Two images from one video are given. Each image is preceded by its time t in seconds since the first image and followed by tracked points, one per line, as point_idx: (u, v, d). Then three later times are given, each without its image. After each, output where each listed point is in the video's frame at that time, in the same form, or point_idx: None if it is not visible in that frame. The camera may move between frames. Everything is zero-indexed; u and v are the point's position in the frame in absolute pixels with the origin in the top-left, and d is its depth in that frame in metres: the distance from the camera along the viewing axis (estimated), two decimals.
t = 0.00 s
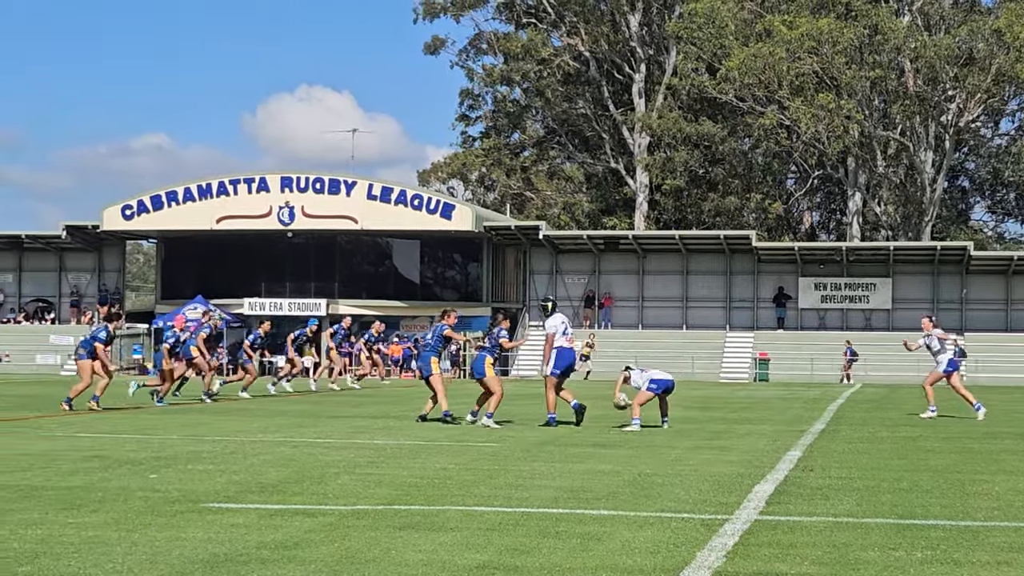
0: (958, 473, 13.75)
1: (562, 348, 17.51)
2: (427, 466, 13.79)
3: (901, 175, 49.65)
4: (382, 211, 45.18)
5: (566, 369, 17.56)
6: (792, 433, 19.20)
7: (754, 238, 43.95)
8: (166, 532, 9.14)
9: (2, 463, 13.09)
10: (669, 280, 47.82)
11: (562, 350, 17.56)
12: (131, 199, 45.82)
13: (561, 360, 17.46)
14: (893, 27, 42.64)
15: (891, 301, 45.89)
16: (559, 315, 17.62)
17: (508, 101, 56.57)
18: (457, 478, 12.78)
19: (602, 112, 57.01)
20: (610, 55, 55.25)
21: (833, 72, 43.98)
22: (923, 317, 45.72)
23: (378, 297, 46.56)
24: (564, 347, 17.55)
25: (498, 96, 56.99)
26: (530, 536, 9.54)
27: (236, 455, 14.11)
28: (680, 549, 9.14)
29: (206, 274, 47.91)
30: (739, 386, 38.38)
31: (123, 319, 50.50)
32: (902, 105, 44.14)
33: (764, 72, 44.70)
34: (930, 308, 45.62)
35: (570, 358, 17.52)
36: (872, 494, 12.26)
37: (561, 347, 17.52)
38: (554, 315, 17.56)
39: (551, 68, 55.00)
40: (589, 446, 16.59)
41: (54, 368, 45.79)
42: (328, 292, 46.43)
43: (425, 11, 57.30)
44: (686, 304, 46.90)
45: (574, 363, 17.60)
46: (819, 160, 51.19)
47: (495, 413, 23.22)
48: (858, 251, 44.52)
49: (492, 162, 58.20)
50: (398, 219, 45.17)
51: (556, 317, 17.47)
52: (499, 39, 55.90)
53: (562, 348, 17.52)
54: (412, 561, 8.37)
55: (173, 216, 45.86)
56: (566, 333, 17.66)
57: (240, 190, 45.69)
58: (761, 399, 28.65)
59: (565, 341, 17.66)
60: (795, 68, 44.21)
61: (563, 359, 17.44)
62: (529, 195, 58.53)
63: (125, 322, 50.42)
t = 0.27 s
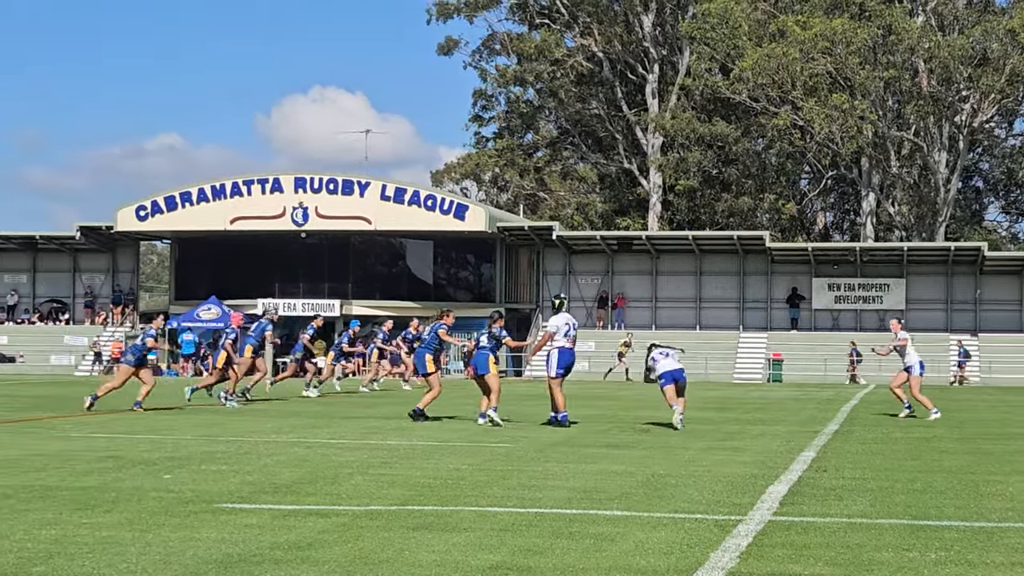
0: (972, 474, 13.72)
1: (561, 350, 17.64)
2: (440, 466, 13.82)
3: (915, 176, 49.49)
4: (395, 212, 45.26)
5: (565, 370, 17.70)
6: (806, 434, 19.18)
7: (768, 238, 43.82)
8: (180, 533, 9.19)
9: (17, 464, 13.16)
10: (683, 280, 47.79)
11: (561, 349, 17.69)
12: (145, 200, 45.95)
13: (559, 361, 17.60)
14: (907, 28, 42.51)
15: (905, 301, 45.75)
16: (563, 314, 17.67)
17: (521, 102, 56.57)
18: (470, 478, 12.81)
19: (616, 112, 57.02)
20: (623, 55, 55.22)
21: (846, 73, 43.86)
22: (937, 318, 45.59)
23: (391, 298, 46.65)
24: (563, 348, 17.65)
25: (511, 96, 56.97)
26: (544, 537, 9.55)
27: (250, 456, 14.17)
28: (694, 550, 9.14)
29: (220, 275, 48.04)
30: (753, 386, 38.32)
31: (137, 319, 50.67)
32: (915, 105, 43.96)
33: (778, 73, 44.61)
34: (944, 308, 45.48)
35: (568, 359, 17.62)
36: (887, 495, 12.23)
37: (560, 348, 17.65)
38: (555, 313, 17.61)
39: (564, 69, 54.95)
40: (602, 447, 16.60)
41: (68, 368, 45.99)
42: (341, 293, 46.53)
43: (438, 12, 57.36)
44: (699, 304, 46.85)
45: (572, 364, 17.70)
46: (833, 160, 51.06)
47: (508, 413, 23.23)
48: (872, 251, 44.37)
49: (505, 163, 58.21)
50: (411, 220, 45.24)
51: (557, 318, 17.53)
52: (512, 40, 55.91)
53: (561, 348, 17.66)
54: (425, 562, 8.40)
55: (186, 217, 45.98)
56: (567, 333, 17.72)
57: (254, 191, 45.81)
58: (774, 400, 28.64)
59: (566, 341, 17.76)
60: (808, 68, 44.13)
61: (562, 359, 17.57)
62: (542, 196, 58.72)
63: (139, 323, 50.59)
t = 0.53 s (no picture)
0: (984, 475, 13.69)
1: (564, 350, 17.71)
2: (452, 467, 13.85)
3: (927, 176, 49.36)
4: (407, 213, 45.33)
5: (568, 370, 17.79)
6: (818, 435, 19.14)
7: (780, 238, 43.68)
8: (192, 533, 9.24)
9: (30, 465, 13.24)
10: (695, 281, 47.76)
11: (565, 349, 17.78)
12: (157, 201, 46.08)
13: (561, 361, 17.70)
14: (919, 28, 42.42)
15: (918, 302, 45.63)
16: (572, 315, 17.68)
17: (533, 102, 56.59)
18: (482, 479, 12.84)
19: (627, 113, 57.03)
20: (635, 56, 55.20)
21: (859, 73, 43.79)
22: (949, 318, 45.49)
23: (403, 298, 46.73)
24: (566, 349, 17.70)
25: (523, 97, 56.99)
26: (556, 538, 9.57)
27: (262, 456, 14.22)
28: (706, 551, 9.14)
29: (232, 276, 48.16)
30: (765, 386, 38.28)
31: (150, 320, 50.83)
32: (927, 106, 43.80)
33: (790, 73, 44.57)
34: (956, 308, 45.38)
35: (570, 360, 17.67)
36: (899, 496, 12.22)
37: (563, 348, 17.71)
38: (563, 313, 17.66)
39: (576, 69, 54.97)
40: (614, 448, 16.60)
41: (81, 369, 46.17)
42: (353, 294, 46.62)
43: (450, 13, 57.43)
44: (711, 305, 46.80)
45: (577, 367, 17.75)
46: (845, 161, 50.97)
47: (520, 414, 23.25)
48: (884, 252, 44.24)
49: (517, 163, 58.26)
50: (423, 221, 45.30)
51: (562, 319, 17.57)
52: (524, 41, 55.94)
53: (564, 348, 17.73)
54: (437, 562, 8.43)
55: (198, 218, 46.10)
56: (573, 335, 17.74)
57: (266, 192, 45.92)
58: (786, 400, 28.64)
59: (573, 342, 17.81)
60: (820, 69, 44.08)
61: (563, 360, 17.66)
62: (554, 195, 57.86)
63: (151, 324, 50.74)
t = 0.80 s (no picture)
0: (995, 476, 13.64)
1: (570, 350, 17.77)
2: (462, 468, 13.85)
3: (938, 176, 49.22)
4: (417, 214, 45.37)
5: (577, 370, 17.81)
6: (828, 435, 19.10)
7: (790, 238, 43.59)
8: (202, 534, 9.28)
9: (42, 465, 13.31)
10: (705, 282, 47.69)
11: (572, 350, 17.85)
12: (167, 202, 46.16)
13: (568, 361, 17.75)
14: (930, 28, 42.32)
15: (928, 302, 45.55)
16: (575, 316, 17.78)
17: (543, 103, 56.58)
18: (492, 480, 12.84)
19: (637, 113, 57.04)
20: (645, 56, 55.18)
21: (869, 73, 43.71)
22: (960, 318, 45.39)
23: (413, 299, 47.00)
24: (570, 348, 17.74)
25: (533, 98, 57.00)
26: (565, 539, 9.58)
27: (272, 457, 14.25)
28: (716, 552, 9.13)
29: (242, 277, 48.29)
30: (776, 387, 38.24)
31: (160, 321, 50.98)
32: (937, 106, 43.66)
33: (800, 74, 44.52)
34: (967, 309, 45.29)
35: (575, 360, 17.69)
36: (909, 497, 12.19)
37: (567, 349, 17.75)
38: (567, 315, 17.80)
39: (586, 70, 55.00)
40: (625, 449, 16.59)
41: (92, 370, 46.32)
42: (363, 295, 46.90)
43: (460, 14, 57.48)
44: (721, 305, 46.75)
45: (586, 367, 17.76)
46: (855, 161, 50.87)
47: (529, 415, 23.24)
48: (894, 252, 44.18)
49: (527, 164, 58.28)
50: (433, 222, 45.33)
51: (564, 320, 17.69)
52: (534, 41, 55.97)
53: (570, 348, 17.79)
54: (447, 563, 8.44)
55: (208, 219, 46.19)
56: (576, 335, 17.80)
57: (276, 193, 46.02)
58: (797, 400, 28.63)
59: (581, 343, 17.86)
60: (831, 69, 44.03)
61: (569, 360, 17.73)
62: (564, 198, 58.43)
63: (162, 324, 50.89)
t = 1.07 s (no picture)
0: (1004, 476, 13.62)
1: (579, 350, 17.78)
2: (471, 469, 13.87)
3: (947, 176, 49.14)
4: (426, 214, 45.42)
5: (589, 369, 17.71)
6: (838, 436, 19.08)
7: (799, 239, 43.54)
8: (212, 534, 9.32)
9: (52, 466, 13.37)
10: (714, 282, 47.64)
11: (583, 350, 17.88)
12: (176, 203, 46.24)
13: (579, 361, 17.70)
14: (939, 28, 42.21)
15: (937, 303, 45.50)
16: (581, 318, 17.99)
17: (551, 104, 56.61)
18: (501, 481, 12.86)
19: (646, 114, 57.09)
20: (654, 57, 55.19)
21: (878, 73, 43.64)
22: (969, 319, 45.32)
23: (423, 300, 46.95)
24: (580, 348, 17.76)
25: (542, 98, 57.01)
26: (575, 540, 9.60)
27: (281, 458, 14.28)
28: (725, 552, 9.14)
29: (251, 277, 48.39)
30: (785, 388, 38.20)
31: (169, 322, 51.09)
32: (947, 106, 43.56)
33: (809, 74, 44.51)
34: (977, 309, 45.22)
35: (585, 357, 17.64)
36: (919, 497, 12.18)
37: (578, 348, 17.76)
38: (573, 320, 18.05)
39: (594, 70, 55.02)
40: (634, 450, 16.59)
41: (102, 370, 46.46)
42: (372, 295, 46.87)
43: (469, 15, 57.52)
44: (730, 306, 46.70)
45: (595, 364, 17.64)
46: (865, 161, 50.82)
47: (538, 416, 23.25)
48: (904, 253, 44.12)
49: (536, 165, 58.29)
50: (442, 222, 45.36)
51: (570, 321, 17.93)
52: (542, 42, 55.99)
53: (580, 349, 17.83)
54: (456, 564, 8.47)
55: (218, 219, 46.26)
56: (583, 334, 17.91)
57: (285, 193, 46.10)
58: (806, 401, 28.60)
59: (591, 342, 17.88)
60: (840, 69, 44.03)
61: (579, 360, 17.70)
62: (574, 197, 57.74)
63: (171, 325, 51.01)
